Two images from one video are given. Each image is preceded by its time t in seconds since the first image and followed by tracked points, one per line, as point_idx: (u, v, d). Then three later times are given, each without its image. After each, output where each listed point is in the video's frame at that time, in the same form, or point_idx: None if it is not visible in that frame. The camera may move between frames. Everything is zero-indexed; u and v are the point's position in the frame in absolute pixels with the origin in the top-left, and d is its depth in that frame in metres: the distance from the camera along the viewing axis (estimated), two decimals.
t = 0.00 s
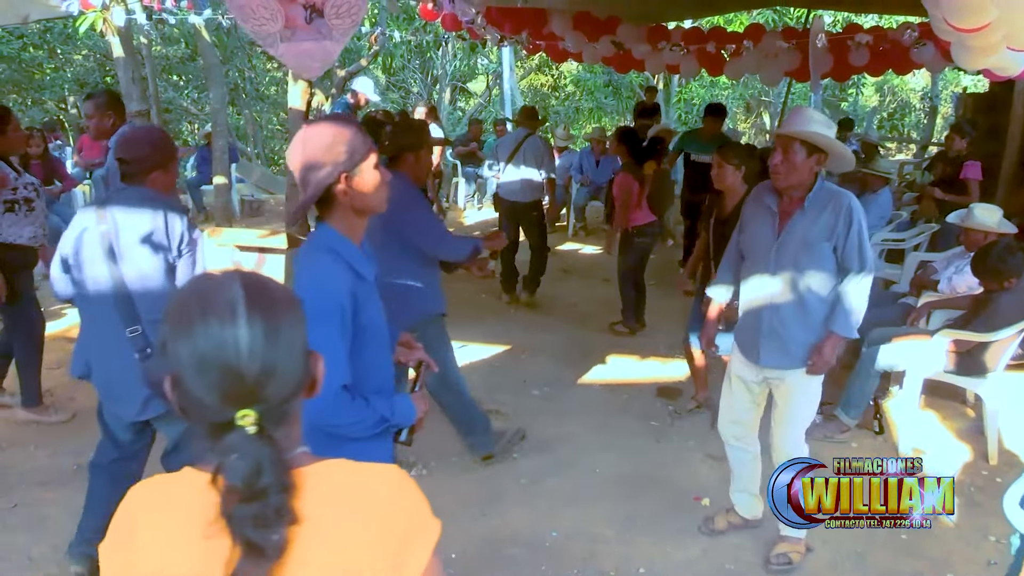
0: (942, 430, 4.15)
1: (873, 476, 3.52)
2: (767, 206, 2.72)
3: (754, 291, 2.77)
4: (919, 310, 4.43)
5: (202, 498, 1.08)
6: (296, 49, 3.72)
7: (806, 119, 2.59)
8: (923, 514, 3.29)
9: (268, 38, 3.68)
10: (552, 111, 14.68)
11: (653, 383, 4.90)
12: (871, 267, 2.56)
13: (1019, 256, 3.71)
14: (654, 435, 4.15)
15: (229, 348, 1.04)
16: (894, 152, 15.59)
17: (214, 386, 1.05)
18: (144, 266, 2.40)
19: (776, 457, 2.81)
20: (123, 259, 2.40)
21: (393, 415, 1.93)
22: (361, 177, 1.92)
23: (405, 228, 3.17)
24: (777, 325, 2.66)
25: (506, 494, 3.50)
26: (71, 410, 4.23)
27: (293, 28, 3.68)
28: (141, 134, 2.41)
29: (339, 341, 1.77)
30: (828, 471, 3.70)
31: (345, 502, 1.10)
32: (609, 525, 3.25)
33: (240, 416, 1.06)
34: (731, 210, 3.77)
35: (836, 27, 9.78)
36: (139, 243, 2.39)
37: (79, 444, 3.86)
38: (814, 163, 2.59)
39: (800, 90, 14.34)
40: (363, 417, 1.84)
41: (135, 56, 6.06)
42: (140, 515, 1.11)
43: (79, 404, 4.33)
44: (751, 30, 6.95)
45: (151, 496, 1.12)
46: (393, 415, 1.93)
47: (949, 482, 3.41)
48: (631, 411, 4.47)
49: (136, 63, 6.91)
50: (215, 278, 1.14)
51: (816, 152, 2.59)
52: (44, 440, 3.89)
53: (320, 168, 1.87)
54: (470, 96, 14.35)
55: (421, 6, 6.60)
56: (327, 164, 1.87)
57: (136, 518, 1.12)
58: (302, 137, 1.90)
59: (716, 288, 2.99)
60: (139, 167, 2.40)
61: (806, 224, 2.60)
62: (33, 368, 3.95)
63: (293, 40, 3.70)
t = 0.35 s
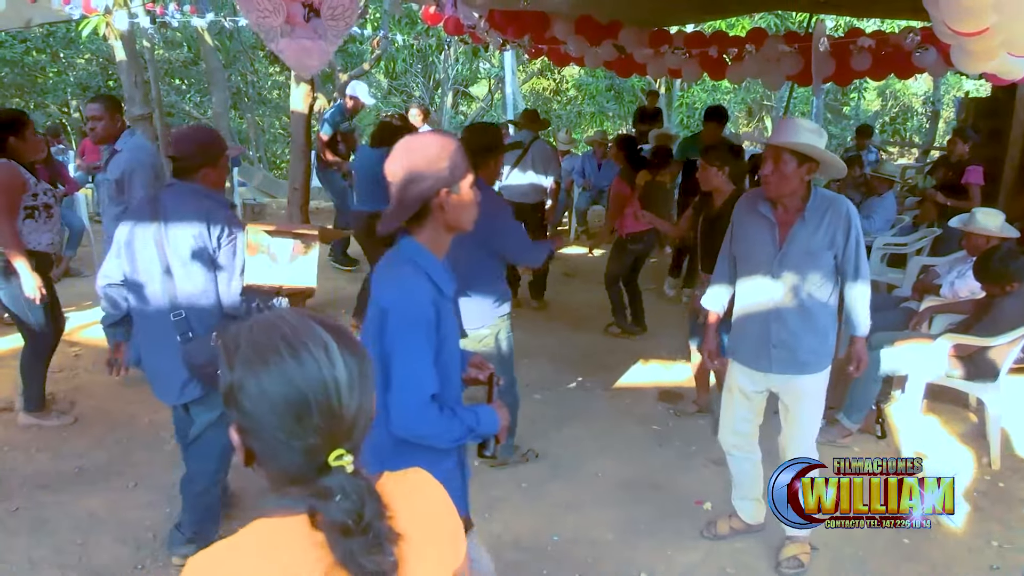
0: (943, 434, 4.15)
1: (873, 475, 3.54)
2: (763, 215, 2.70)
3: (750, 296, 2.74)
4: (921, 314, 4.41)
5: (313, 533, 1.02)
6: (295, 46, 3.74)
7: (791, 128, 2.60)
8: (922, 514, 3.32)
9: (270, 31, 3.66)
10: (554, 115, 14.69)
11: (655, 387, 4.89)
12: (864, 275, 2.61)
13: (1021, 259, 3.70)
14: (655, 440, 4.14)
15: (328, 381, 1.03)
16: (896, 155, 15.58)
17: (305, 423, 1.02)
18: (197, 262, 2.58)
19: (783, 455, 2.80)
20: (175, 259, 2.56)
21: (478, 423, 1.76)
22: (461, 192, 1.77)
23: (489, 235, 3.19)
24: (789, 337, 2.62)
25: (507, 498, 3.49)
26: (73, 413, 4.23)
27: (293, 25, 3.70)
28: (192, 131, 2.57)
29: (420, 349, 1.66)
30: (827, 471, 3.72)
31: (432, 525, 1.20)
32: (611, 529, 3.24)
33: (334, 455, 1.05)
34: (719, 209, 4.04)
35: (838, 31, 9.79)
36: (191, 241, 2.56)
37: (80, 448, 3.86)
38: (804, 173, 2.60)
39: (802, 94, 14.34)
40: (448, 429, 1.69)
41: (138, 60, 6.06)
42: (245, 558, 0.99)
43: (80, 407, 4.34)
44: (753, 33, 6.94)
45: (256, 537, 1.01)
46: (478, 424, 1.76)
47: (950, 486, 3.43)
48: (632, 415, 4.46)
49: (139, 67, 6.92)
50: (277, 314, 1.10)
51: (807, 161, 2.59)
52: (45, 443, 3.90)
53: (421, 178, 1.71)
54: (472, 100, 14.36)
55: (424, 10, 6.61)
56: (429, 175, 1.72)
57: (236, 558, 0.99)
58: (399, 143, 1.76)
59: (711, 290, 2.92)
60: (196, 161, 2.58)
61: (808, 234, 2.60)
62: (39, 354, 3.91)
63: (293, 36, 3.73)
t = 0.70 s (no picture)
0: (945, 437, 4.12)
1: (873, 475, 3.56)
2: (765, 226, 2.73)
3: (755, 293, 2.76)
4: (923, 316, 4.41)
5: (330, 531, 1.07)
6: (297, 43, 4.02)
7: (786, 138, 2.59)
8: (924, 514, 3.34)
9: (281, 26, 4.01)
10: (555, 118, 14.72)
11: (657, 389, 4.89)
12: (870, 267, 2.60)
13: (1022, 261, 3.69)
14: (657, 442, 4.14)
15: (346, 363, 1.08)
16: (897, 157, 15.60)
17: (321, 406, 1.06)
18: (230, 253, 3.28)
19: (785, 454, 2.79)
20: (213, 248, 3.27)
21: (552, 428, 1.72)
22: (561, 201, 1.77)
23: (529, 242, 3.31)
24: (789, 345, 2.62)
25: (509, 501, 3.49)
26: (75, 417, 4.24)
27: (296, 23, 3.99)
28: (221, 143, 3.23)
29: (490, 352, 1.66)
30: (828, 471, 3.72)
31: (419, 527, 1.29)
32: (612, 532, 3.24)
33: (345, 438, 1.11)
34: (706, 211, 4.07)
35: (838, 33, 9.80)
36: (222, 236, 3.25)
37: (82, 452, 3.87)
38: (801, 180, 2.59)
39: (803, 95, 14.35)
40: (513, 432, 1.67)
41: (139, 65, 6.07)
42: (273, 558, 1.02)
43: (82, 411, 4.34)
44: (753, 35, 6.94)
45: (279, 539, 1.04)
46: (552, 429, 1.72)
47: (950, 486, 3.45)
48: (634, 417, 4.46)
49: (140, 70, 6.92)
50: (275, 299, 1.12)
51: (803, 168, 2.58)
52: (47, 447, 3.90)
53: (526, 183, 1.72)
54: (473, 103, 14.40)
55: (424, 14, 6.62)
56: (534, 183, 1.72)
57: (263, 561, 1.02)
58: (502, 155, 1.78)
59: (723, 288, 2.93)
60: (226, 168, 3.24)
61: (808, 239, 2.60)
62: (47, 355, 3.92)
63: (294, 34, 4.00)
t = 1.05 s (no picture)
0: (947, 437, 4.10)
1: (874, 477, 3.59)
2: (727, 216, 2.73)
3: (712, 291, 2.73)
4: (922, 315, 4.40)
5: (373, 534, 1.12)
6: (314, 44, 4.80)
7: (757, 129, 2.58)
8: (924, 514, 3.34)
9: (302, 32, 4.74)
10: (554, 119, 14.73)
11: (656, 389, 4.89)
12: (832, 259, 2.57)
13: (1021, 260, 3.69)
14: (657, 443, 4.13)
15: (369, 364, 1.09)
16: (896, 157, 15.62)
17: (350, 407, 1.06)
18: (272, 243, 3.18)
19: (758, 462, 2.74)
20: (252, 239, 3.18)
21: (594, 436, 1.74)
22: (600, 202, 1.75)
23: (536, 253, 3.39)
24: (733, 336, 2.62)
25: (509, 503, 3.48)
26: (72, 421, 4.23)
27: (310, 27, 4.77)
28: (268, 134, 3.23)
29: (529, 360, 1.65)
30: (828, 471, 3.72)
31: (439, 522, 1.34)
32: (612, 533, 3.23)
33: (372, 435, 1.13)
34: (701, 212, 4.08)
35: (835, 33, 9.81)
36: (266, 227, 3.16)
37: (80, 455, 3.85)
38: (767, 172, 2.58)
39: (801, 95, 14.37)
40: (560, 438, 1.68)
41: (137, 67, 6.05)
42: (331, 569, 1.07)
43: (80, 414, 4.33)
44: (751, 35, 6.95)
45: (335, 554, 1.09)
46: (599, 434, 1.74)
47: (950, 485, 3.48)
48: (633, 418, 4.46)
49: (138, 73, 6.93)
50: (281, 307, 1.11)
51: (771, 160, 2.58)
52: (45, 450, 3.89)
53: (573, 183, 1.68)
54: (471, 105, 14.41)
55: (422, 15, 6.63)
56: (579, 183, 1.69)
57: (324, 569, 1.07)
58: (535, 154, 1.71)
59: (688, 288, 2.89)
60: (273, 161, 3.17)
61: (764, 234, 2.57)
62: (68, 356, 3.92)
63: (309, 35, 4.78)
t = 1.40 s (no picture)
0: (947, 436, 4.11)
1: (875, 476, 3.60)
2: (700, 217, 2.69)
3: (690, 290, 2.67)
4: (920, 314, 4.40)
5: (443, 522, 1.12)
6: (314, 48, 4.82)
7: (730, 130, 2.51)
8: (924, 514, 3.34)
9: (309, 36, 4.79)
10: (552, 118, 14.73)
11: (654, 389, 4.89)
12: (798, 258, 2.49)
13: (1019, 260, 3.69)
14: (655, 442, 4.14)
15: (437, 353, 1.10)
16: (894, 156, 15.64)
17: (427, 396, 1.06)
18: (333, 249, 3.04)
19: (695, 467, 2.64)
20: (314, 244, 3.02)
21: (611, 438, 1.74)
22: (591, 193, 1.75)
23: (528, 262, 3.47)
24: (697, 340, 2.59)
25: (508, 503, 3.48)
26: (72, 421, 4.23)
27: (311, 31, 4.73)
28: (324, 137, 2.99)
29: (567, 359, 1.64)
30: (828, 471, 3.72)
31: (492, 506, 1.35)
32: (611, 533, 3.23)
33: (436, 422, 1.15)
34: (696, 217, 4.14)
35: (834, 32, 9.80)
36: (329, 235, 3.02)
37: (80, 455, 3.85)
38: (739, 174, 2.50)
39: (799, 94, 14.38)
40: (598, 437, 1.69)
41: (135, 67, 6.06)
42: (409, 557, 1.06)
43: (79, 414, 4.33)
44: (749, 35, 6.94)
45: (412, 543, 1.08)
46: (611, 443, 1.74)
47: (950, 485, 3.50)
48: (632, 418, 4.46)
49: (137, 73, 6.93)
50: (343, 305, 1.10)
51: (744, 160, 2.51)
52: (44, 450, 3.89)
53: (567, 177, 1.67)
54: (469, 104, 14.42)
55: (421, 14, 6.62)
56: (571, 177, 1.67)
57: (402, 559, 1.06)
58: (519, 150, 1.68)
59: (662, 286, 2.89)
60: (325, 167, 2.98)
61: (731, 237, 2.50)
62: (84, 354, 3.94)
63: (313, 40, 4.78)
